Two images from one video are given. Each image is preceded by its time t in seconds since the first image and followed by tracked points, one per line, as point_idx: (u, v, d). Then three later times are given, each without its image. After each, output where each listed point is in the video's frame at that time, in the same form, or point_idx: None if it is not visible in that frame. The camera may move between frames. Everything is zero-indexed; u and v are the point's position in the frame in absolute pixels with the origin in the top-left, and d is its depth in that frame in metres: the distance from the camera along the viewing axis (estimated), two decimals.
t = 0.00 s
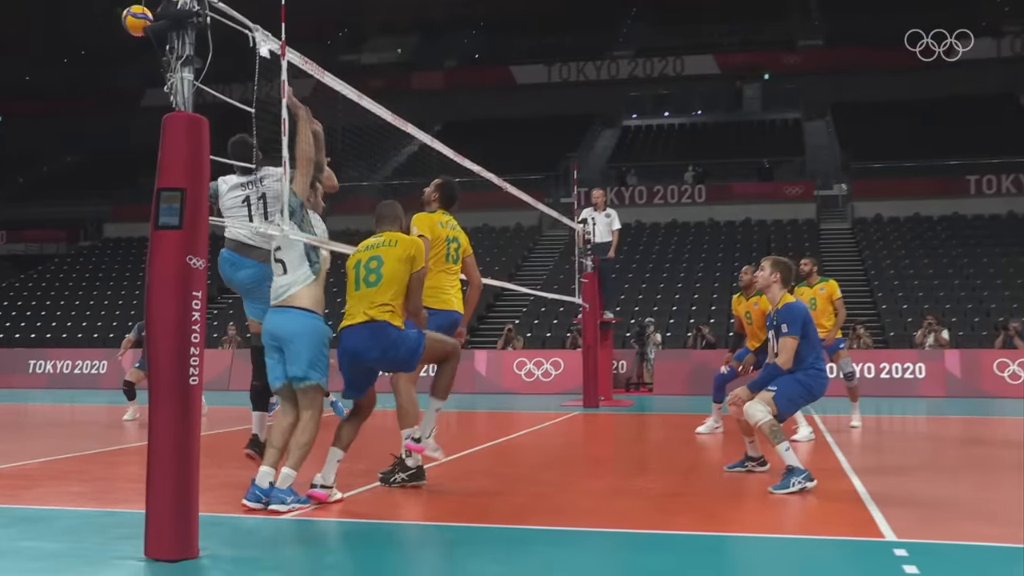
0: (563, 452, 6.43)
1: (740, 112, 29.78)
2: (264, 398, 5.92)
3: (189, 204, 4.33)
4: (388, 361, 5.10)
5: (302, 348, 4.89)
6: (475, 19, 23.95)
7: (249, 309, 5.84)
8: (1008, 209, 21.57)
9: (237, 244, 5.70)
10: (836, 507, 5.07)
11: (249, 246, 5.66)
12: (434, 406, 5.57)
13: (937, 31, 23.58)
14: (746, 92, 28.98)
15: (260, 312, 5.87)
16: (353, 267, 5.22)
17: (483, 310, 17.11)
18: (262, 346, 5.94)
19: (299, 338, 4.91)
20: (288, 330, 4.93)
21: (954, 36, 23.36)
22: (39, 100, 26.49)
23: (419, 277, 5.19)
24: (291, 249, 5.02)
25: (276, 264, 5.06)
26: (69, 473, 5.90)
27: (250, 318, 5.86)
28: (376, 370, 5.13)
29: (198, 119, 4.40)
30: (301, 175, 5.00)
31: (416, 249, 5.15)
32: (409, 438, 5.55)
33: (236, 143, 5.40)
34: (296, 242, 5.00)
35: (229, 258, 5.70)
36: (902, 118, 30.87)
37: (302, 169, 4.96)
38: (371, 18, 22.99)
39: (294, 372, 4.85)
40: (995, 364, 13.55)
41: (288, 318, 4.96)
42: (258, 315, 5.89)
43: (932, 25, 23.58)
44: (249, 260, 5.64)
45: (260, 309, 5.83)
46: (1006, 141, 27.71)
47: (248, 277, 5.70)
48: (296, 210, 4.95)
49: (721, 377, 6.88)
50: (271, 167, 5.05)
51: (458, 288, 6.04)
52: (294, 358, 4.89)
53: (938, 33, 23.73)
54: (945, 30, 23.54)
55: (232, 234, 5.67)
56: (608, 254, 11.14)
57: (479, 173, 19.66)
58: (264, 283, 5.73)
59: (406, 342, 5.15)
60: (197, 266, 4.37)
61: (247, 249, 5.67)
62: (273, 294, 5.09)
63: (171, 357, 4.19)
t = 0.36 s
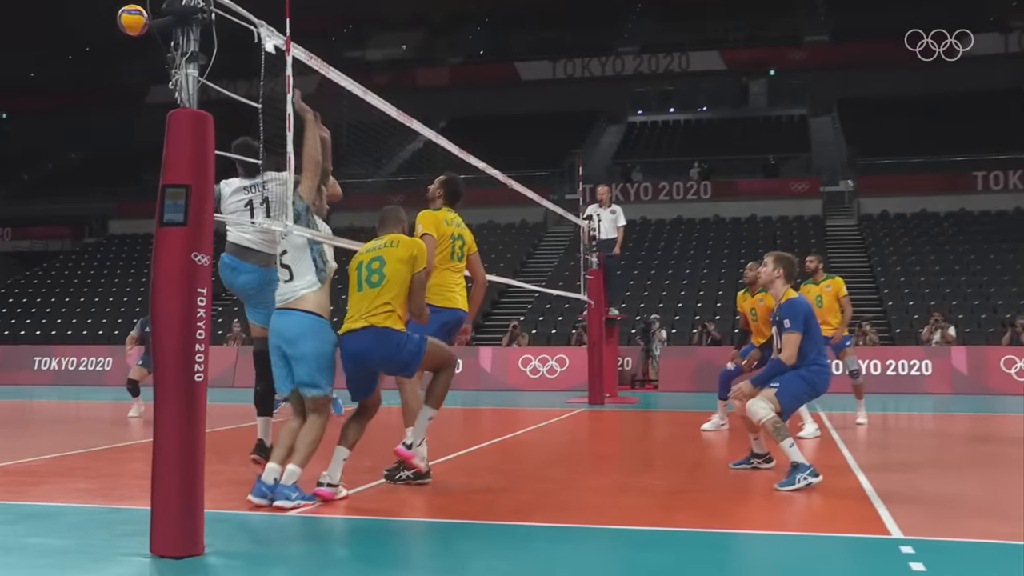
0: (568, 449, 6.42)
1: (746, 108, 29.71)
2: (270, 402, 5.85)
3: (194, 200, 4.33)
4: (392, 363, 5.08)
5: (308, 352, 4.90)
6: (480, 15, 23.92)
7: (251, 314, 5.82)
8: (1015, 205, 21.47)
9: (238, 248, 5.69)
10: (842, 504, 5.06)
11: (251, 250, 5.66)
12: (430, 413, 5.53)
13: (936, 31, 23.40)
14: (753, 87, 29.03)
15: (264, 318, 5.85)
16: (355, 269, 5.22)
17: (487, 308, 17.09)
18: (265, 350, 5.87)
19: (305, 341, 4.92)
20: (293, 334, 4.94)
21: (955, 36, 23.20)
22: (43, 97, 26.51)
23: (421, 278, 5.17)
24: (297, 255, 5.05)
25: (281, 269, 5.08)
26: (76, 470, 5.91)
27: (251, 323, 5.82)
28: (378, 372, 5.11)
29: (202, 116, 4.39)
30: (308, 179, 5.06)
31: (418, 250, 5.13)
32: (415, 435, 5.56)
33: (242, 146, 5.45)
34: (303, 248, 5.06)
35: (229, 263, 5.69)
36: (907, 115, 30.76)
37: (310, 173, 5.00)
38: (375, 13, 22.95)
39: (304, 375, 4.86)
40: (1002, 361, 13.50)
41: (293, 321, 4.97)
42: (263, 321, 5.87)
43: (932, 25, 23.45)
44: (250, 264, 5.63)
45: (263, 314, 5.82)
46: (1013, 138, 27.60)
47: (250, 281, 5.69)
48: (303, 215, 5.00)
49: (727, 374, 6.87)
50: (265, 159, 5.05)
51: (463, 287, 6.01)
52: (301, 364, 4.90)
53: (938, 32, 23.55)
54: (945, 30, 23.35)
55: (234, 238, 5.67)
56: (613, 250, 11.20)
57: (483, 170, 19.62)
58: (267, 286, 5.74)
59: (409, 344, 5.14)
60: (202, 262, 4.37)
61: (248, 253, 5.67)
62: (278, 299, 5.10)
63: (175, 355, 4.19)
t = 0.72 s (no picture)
0: (581, 443, 6.39)
1: (759, 99, 29.67)
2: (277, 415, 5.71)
3: (206, 193, 4.31)
4: (402, 371, 5.02)
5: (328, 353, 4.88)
6: (491, 8, 23.93)
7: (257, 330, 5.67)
8: None
9: (240, 260, 5.58)
10: (856, 500, 5.02)
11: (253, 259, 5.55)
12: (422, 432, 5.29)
13: (937, 31, 23.81)
14: (766, 78, 29.25)
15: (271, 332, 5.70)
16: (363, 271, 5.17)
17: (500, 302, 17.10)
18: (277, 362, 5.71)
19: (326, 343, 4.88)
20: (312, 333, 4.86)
21: (954, 35, 23.58)
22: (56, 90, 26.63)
23: (428, 281, 5.10)
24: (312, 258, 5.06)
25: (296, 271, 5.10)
26: (86, 464, 5.90)
27: (257, 338, 5.68)
28: (387, 377, 5.04)
29: (215, 108, 4.37)
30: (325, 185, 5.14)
31: (424, 252, 5.05)
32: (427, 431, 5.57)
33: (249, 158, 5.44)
34: (316, 250, 5.07)
35: (231, 275, 5.57)
36: (917, 109, 30.62)
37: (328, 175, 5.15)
38: (387, 6, 22.98)
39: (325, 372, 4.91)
40: (1019, 355, 13.40)
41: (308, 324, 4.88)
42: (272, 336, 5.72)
43: (932, 25, 23.83)
44: (251, 277, 5.50)
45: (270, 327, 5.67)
46: None
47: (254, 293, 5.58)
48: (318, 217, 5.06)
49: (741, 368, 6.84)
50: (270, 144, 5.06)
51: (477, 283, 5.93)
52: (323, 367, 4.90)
53: (938, 32, 23.92)
54: (945, 30, 23.70)
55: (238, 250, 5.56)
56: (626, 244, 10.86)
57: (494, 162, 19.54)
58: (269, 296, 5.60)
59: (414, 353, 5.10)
60: (214, 255, 4.35)
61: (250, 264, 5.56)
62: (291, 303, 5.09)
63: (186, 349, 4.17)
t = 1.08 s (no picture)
0: (597, 440, 6.37)
1: (776, 94, 29.53)
2: (286, 416, 5.69)
3: (220, 189, 4.30)
4: (413, 378, 4.96)
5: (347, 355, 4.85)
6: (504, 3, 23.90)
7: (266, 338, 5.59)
8: None
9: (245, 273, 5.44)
10: (872, 497, 4.98)
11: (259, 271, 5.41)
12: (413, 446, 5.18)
13: (937, 31, 23.54)
14: (783, 73, 28.75)
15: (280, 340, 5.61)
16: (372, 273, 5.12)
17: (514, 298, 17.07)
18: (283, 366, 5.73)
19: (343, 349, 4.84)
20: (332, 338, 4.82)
21: (954, 36, 23.41)
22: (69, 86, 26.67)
23: (438, 289, 5.11)
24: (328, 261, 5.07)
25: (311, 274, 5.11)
26: (102, 460, 5.91)
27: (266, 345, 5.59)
28: (399, 384, 4.96)
29: (228, 104, 4.36)
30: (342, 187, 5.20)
31: (436, 259, 5.08)
32: (442, 428, 5.53)
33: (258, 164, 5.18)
34: (332, 255, 5.06)
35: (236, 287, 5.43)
36: (932, 104, 30.42)
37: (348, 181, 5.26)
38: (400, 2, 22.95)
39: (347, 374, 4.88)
40: None
41: (323, 333, 4.83)
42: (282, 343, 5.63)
43: (941, 24, 23.53)
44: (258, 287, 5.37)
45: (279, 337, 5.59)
46: None
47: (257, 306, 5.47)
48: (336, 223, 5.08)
49: (756, 363, 6.79)
50: (283, 139, 5.06)
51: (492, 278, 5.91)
52: (342, 371, 4.88)
53: (940, 32, 23.61)
54: (945, 30, 23.41)
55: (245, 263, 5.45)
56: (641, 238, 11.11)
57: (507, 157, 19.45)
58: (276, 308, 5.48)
59: (426, 362, 5.05)
60: (228, 251, 4.34)
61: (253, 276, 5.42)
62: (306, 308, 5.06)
63: (199, 345, 4.16)
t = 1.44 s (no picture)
0: (618, 438, 6.35)
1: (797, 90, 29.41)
2: (306, 414, 5.62)
3: (241, 187, 4.29)
4: (434, 380, 5.00)
5: (363, 369, 4.80)
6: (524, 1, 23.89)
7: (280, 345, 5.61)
8: None
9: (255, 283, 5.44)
10: (897, 498, 4.93)
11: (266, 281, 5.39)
12: (437, 436, 5.19)
13: (936, 32, 23.76)
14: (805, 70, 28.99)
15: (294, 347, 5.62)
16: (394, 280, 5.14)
17: (536, 295, 17.07)
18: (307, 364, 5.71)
19: (358, 365, 4.79)
20: (346, 354, 4.78)
21: (953, 37, 23.68)
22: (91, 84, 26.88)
23: (458, 297, 5.14)
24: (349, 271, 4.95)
25: (332, 284, 5.00)
26: (125, 458, 5.92)
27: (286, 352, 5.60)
28: (419, 389, 4.99)
29: (249, 101, 4.35)
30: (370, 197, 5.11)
31: (459, 267, 5.12)
32: (465, 426, 5.48)
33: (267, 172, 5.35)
34: (353, 261, 4.95)
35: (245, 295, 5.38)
36: (955, 100, 30.18)
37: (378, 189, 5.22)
38: None
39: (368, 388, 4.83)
40: None
41: (340, 349, 4.79)
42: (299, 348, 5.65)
43: (965, 20, 23.38)
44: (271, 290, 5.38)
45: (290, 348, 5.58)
46: None
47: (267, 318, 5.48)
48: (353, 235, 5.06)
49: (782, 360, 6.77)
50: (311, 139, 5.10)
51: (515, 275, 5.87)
52: (359, 386, 4.83)
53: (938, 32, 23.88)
54: (945, 30, 23.64)
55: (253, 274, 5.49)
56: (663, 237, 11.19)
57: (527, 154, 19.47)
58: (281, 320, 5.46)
59: (448, 362, 5.09)
60: (250, 249, 4.33)
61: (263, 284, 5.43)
62: (324, 319, 4.95)
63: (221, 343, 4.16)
